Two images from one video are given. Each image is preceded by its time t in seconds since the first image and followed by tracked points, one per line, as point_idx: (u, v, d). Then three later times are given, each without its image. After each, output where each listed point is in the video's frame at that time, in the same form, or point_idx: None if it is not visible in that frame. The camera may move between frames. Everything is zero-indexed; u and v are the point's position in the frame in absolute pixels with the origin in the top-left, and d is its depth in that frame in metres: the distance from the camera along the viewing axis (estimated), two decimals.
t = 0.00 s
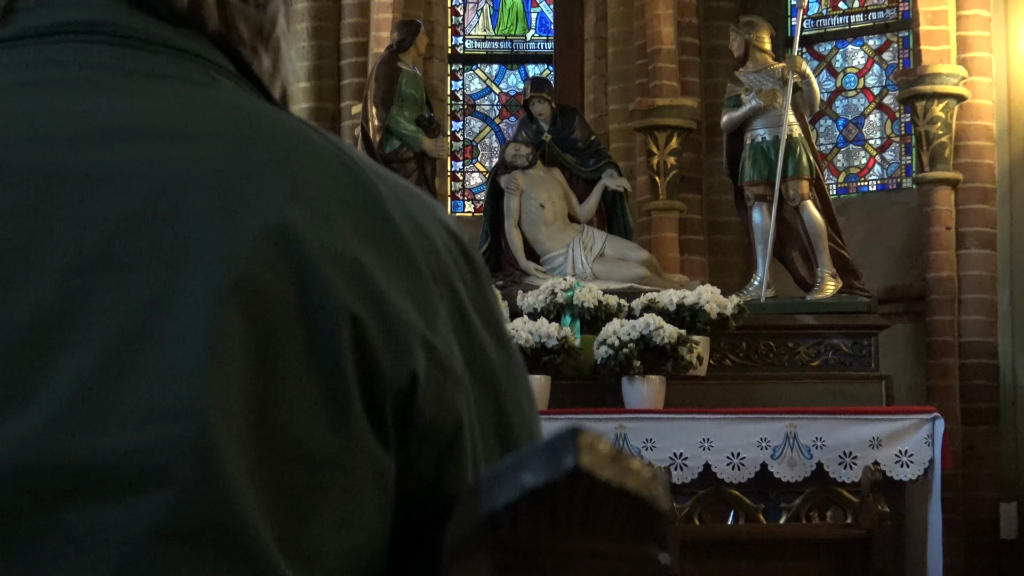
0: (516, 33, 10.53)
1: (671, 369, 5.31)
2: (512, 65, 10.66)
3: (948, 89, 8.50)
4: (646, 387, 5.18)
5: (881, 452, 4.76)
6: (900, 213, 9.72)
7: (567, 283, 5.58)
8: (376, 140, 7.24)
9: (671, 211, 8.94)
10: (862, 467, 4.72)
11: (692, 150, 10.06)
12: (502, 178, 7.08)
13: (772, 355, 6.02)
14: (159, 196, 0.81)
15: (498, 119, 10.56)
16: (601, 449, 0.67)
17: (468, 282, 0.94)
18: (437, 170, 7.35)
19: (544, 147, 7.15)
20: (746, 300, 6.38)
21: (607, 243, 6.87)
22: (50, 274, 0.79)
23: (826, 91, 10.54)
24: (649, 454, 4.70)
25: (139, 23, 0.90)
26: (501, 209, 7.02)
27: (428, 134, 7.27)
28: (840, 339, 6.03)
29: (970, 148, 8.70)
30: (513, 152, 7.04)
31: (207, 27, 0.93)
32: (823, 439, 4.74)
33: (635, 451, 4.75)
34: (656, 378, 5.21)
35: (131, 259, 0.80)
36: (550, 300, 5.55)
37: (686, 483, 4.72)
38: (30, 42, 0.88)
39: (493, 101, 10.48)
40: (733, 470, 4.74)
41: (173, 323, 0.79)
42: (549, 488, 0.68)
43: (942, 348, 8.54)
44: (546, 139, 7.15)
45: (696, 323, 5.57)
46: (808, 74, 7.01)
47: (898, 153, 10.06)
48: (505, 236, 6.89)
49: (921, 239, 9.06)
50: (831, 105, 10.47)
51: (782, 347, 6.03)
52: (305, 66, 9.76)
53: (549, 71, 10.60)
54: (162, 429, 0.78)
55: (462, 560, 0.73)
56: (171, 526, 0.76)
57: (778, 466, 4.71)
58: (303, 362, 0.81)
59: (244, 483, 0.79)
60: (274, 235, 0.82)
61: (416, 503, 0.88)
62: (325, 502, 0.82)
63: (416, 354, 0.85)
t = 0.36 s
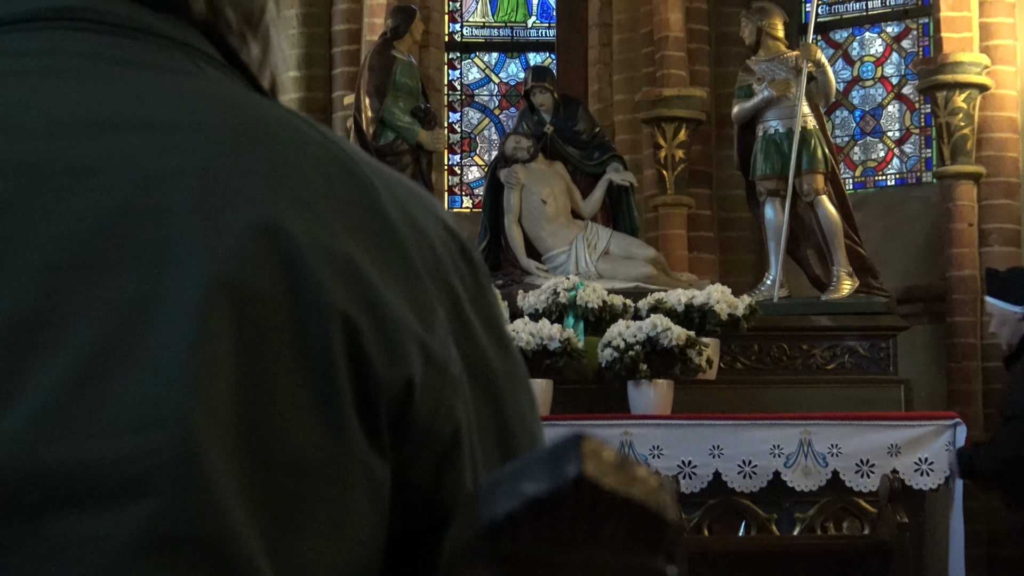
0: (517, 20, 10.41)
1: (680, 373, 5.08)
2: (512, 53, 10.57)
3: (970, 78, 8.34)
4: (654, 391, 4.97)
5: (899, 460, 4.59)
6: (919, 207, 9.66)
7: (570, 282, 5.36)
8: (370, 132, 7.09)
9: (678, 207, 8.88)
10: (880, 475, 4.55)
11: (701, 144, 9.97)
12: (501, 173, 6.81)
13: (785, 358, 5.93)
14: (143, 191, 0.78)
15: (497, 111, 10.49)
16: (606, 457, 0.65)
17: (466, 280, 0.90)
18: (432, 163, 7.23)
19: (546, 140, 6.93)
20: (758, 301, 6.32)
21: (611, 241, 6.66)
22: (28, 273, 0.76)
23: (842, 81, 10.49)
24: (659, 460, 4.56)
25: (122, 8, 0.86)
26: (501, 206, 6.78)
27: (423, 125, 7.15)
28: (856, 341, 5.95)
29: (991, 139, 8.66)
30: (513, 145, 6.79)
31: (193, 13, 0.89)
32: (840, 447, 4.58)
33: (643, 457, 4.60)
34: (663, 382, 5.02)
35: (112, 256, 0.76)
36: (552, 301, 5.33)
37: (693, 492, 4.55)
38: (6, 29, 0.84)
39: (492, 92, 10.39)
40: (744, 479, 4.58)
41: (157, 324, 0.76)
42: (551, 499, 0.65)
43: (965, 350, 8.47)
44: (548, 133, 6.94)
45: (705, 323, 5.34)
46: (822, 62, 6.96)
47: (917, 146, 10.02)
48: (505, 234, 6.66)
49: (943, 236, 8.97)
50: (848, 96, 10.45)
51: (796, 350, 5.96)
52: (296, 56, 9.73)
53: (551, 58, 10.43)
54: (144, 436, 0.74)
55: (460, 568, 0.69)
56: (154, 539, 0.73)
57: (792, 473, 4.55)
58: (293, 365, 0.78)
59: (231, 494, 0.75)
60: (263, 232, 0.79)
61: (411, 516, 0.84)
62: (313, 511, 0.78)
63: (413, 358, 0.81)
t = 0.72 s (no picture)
0: (517, 7, 10.16)
1: (689, 378, 4.56)
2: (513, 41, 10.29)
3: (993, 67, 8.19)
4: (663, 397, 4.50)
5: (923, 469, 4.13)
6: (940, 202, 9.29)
7: (573, 281, 4.84)
8: (363, 123, 6.65)
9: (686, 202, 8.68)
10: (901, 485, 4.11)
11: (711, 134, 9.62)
12: (501, 166, 6.28)
13: (799, 362, 5.39)
14: (127, 185, 0.74)
15: (496, 101, 10.19)
16: (611, 464, 0.61)
17: (464, 282, 0.86)
18: (429, 155, 6.78)
19: (549, 131, 6.47)
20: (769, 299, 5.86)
21: (617, 237, 6.06)
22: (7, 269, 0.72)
23: (860, 70, 10.09)
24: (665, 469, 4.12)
25: None
26: (500, 201, 6.24)
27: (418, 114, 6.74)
28: (875, 343, 5.45)
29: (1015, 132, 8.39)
30: (513, 136, 6.28)
31: None
32: (858, 455, 4.13)
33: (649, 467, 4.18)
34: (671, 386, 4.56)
35: (95, 252, 0.73)
36: (554, 301, 4.81)
37: (704, 503, 4.14)
38: None
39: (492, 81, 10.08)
40: (756, 488, 4.13)
41: (142, 324, 0.72)
42: (554, 509, 0.61)
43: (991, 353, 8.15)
44: (551, 124, 6.49)
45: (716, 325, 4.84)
46: (838, 50, 6.59)
47: (939, 138, 9.65)
48: (504, 230, 6.11)
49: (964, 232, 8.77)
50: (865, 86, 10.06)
51: (812, 353, 5.40)
52: (286, 45, 9.50)
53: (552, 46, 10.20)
54: (131, 441, 0.70)
55: None
56: (138, 550, 0.69)
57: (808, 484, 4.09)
58: (281, 370, 0.74)
59: (219, 501, 0.71)
60: (251, 228, 0.75)
61: (406, 531, 0.80)
62: (304, 521, 0.74)
63: (408, 363, 0.78)
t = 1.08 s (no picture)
0: None
1: (698, 381, 4.54)
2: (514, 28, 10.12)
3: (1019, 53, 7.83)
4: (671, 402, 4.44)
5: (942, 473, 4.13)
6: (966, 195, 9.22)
7: (577, 280, 4.78)
8: (354, 113, 6.66)
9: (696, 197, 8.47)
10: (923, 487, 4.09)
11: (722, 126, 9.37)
12: (499, 159, 6.08)
13: (814, 365, 5.34)
14: (109, 180, 0.71)
15: (496, 91, 10.02)
16: (615, 470, 0.58)
17: (461, 279, 0.83)
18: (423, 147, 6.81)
19: (550, 122, 6.32)
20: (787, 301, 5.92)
21: (622, 232, 6.00)
22: None
23: (878, 58, 9.94)
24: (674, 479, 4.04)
25: None
26: (499, 194, 6.10)
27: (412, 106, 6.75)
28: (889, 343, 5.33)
29: None
30: (513, 128, 6.06)
31: None
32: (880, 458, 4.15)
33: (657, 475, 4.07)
34: (680, 393, 4.45)
35: (75, 252, 0.69)
36: (557, 301, 4.76)
37: (714, 513, 4.10)
38: None
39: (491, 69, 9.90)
40: (770, 497, 4.11)
41: (127, 323, 0.69)
42: (555, 519, 0.58)
43: (1013, 354, 7.97)
44: (552, 115, 6.33)
45: (726, 326, 4.75)
46: (856, 37, 6.56)
47: (961, 129, 9.55)
48: (504, 226, 5.99)
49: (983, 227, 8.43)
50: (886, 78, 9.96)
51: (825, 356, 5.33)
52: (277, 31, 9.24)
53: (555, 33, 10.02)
54: (115, 446, 0.67)
55: None
56: (118, 563, 0.66)
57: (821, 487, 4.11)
58: (271, 374, 0.70)
59: (206, 512, 0.68)
60: (240, 221, 0.71)
61: (402, 545, 0.76)
62: (295, 530, 0.70)
63: (403, 366, 0.74)
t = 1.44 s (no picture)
0: None
1: (709, 386, 4.45)
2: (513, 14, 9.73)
3: None
4: (680, 408, 4.42)
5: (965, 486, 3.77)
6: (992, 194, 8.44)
7: (580, 279, 4.68)
8: (347, 104, 5.80)
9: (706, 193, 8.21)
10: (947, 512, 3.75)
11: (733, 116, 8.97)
12: (499, 151, 5.80)
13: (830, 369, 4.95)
14: (91, 173, 0.67)
15: (496, 80, 9.64)
16: (621, 479, 0.56)
17: (459, 278, 0.79)
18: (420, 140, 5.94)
19: (552, 113, 5.92)
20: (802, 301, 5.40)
21: (630, 228, 5.66)
22: None
23: (898, 45, 9.00)
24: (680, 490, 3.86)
25: None
26: (500, 189, 5.80)
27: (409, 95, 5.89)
28: (915, 346, 4.99)
29: None
30: (514, 118, 5.76)
31: None
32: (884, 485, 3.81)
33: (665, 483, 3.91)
34: (689, 398, 4.42)
35: (57, 247, 0.66)
36: (560, 301, 4.68)
37: (725, 525, 3.86)
38: None
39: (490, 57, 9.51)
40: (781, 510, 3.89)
41: (111, 324, 0.65)
42: (558, 532, 0.56)
43: None
44: (555, 104, 5.93)
45: (737, 331, 4.63)
46: (875, 23, 5.76)
47: (986, 121, 8.66)
48: (504, 222, 5.69)
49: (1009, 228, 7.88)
50: (903, 62, 9.01)
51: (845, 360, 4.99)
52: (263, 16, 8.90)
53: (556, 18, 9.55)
54: (94, 455, 0.63)
55: None
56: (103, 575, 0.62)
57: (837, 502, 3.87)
58: (260, 378, 0.67)
59: (192, 522, 0.64)
60: (227, 217, 0.68)
61: (396, 557, 0.73)
62: (283, 541, 0.67)
63: (398, 371, 0.71)
